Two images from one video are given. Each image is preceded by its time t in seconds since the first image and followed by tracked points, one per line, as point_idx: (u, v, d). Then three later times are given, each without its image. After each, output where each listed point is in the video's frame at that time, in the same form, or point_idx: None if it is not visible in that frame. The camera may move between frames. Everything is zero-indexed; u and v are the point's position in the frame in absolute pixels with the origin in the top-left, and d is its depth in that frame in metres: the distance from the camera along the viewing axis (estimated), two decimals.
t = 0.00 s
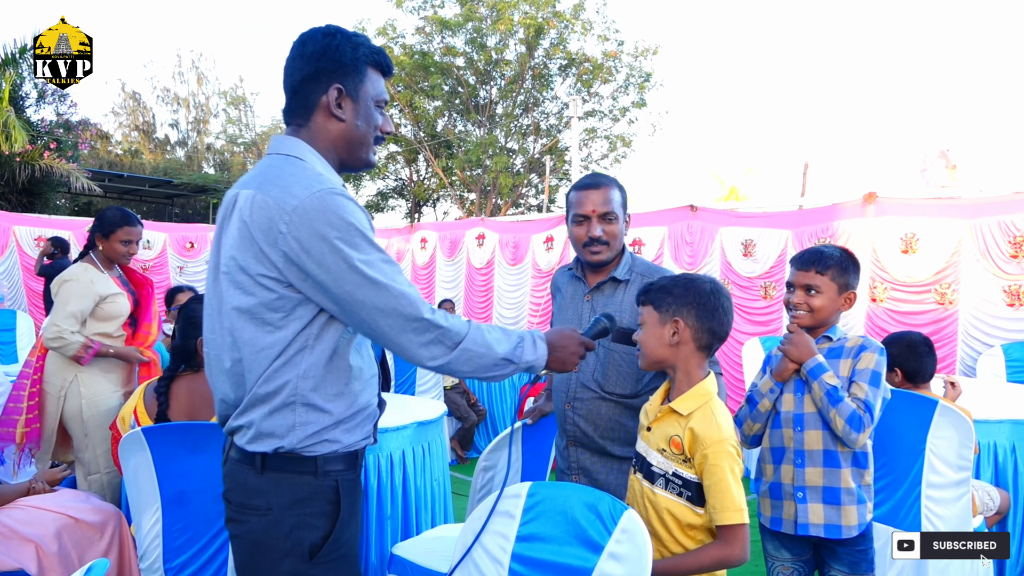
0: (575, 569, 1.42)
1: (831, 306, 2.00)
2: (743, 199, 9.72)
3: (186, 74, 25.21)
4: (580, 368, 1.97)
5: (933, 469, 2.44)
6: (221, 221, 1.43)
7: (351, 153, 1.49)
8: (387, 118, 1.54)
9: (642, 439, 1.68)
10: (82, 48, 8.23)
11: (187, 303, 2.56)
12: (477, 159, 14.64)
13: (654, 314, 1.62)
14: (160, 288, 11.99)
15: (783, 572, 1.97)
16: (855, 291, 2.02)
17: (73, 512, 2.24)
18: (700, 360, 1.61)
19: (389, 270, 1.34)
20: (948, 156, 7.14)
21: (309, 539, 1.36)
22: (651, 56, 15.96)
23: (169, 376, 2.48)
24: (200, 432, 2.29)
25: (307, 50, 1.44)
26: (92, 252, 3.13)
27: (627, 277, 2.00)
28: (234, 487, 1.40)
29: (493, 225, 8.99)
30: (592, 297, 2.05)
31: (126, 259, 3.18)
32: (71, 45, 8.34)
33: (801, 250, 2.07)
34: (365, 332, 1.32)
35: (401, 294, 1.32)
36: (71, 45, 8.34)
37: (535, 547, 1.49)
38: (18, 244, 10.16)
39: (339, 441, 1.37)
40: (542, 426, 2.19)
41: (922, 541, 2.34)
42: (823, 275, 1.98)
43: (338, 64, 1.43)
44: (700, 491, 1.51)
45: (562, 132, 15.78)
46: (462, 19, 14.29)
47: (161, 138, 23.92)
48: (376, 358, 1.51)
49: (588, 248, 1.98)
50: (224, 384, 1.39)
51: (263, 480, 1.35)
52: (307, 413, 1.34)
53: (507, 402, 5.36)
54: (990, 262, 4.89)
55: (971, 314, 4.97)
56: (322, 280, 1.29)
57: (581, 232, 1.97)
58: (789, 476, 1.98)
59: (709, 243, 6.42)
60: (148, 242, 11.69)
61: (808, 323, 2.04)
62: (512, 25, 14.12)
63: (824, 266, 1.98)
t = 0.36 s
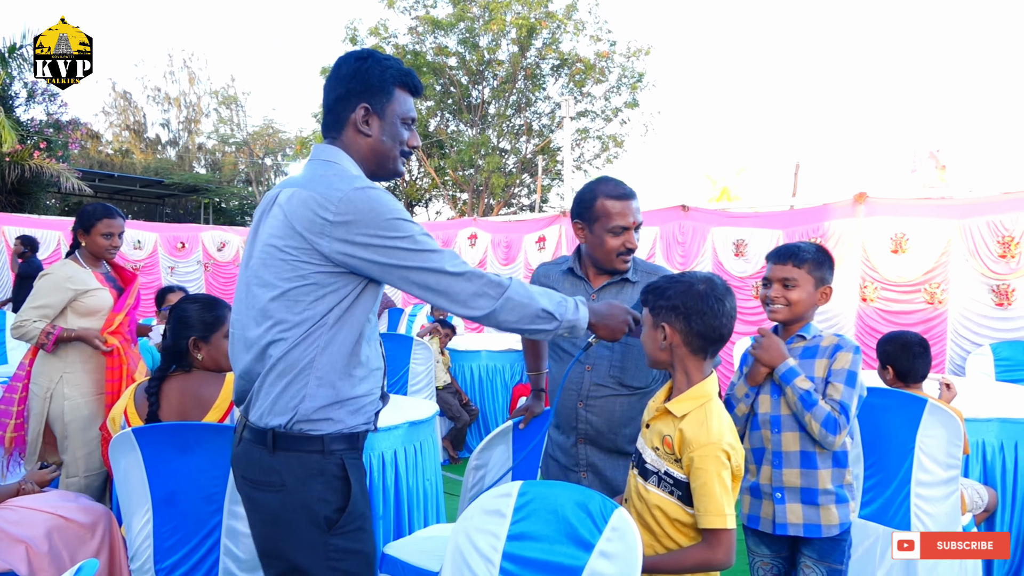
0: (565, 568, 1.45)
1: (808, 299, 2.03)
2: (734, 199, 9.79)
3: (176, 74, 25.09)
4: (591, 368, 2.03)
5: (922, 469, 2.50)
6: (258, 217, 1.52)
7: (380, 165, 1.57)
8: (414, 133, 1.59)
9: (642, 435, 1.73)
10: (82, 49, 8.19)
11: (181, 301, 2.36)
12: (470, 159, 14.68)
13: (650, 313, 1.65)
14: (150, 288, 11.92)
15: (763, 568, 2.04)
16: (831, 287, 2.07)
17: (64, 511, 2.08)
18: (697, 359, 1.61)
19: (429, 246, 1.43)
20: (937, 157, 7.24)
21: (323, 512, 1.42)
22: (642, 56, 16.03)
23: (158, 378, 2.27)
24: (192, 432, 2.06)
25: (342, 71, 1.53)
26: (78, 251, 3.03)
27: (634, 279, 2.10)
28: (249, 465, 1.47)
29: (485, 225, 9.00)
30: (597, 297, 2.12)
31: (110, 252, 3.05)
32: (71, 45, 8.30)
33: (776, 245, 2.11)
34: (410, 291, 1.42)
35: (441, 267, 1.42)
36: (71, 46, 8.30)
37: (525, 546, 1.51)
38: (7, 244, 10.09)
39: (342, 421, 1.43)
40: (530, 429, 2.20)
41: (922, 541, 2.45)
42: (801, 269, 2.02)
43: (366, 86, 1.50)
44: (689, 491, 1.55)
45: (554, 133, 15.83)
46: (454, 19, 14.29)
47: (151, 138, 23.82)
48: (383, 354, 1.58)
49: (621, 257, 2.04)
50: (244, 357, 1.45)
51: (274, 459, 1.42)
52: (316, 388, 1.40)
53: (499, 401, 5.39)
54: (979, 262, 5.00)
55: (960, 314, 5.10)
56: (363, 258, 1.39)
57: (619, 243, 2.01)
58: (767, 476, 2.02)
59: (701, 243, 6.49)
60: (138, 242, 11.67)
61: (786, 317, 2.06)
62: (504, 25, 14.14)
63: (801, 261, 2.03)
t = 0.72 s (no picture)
0: (556, 564, 1.46)
1: (781, 296, 2.02)
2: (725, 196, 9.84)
3: (165, 71, 24.90)
4: (616, 365, 2.06)
5: (910, 464, 2.54)
6: (274, 214, 1.57)
7: (387, 166, 1.59)
8: (421, 134, 1.60)
9: (632, 430, 1.76)
10: (82, 48, 8.06)
11: (172, 299, 2.35)
12: (461, 156, 14.67)
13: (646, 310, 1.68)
14: (140, 286, 11.84)
15: (746, 564, 2.05)
16: (808, 282, 2.03)
17: (52, 510, 2.02)
18: (693, 358, 1.63)
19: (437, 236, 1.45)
20: (926, 154, 7.31)
21: (345, 495, 1.44)
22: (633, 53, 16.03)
23: (150, 377, 2.27)
24: (181, 430, 2.07)
25: (350, 77, 1.55)
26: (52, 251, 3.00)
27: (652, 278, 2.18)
28: (263, 456, 1.49)
29: (476, 222, 9.00)
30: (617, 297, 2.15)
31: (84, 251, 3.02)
32: (71, 45, 8.13)
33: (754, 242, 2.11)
34: (419, 280, 1.45)
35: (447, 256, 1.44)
36: (71, 45, 8.13)
37: (516, 543, 1.52)
38: None
39: (352, 408, 1.46)
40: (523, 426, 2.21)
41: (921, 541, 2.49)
42: (775, 263, 2.02)
43: (373, 90, 1.52)
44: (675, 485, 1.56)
45: (545, 130, 15.83)
46: (445, 16, 14.24)
47: (140, 136, 23.65)
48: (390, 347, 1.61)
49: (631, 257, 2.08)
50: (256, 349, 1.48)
51: (290, 449, 1.44)
52: (327, 375, 1.42)
53: (490, 398, 5.39)
54: (968, 258, 5.06)
55: (948, 308, 5.16)
56: (373, 248, 1.42)
57: (628, 243, 2.06)
58: (743, 477, 2.05)
59: (692, 241, 6.53)
60: (128, 240, 11.60)
61: (758, 314, 2.05)
62: (495, 22, 14.12)
63: (776, 255, 2.02)
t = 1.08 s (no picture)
0: (542, 558, 1.46)
1: (751, 295, 1.93)
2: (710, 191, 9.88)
3: (148, 62, 24.56)
4: (614, 351, 2.08)
5: (893, 457, 2.56)
6: (270, 210, 1.55)
7: (382, 157, 1.57)
8: (417, 128, 1.59)
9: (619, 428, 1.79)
10: (82, 51, 7.45)
11: (158, 292, 2.32)
12: (448, 151, 14.63)
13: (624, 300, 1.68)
14: (123, 281, 11.70)
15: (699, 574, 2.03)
16: (782, 284, 1.93)
17: (32, 506, 1.99)
18: (656, 355, 1.59)
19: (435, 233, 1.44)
20: (910, 151, 7.37)
21: (355, 489, 1.44)
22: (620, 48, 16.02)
23: (138, 369, 2.21)
24: (165, 424, 2.03)
25: (349, 65, 1.52)
26: (29, 248, 3.00)
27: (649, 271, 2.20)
28: (273, 450, 1.47)
29: (463, 216, 8.95)
30: (614, 285, 2.17)
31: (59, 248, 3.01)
32: (71, 46, 7.57)
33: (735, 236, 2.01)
34: (412, 281, 1.43)
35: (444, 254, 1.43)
36: (70, 46, 7.56)
37: (502, 537, 1.52)
38: None
39: (365, 401, 1.46)
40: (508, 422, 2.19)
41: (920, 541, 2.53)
42: (749, 259, 1.93)
43: (371, 79, 1.50)
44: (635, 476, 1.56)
45: (532, 124, 15.81)
46: (431, 9, 14.14)
47: (123, 128, 23.34)
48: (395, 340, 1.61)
49: (621, 246, 2.10)
50: (262, 346, 1.47)
51: (301, 441, 1.42)
52: (338, 369, 1.42)
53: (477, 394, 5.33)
54: (950, 254, 5.10)
55: (931, 305, 5.20)
56: (369, 246, 1.40)
57: (619, 233, 2.08)
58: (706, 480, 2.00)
59: (678, 235, 6.54)
60: (111, 234, 11.25)
61: (728, 312, 1.97)
62: (482, 16, 14.05)
63: (751, 252, 1.94)
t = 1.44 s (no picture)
0: (533, 548, 1.46)
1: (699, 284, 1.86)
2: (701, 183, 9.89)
3: (136, 51, 24.26)
4: (598, 339, 2.07)
5: (882, 448, 2.58)
6: (271, 203, 1.53)
7: (386, 145, 1.56)
8: (422, 118, 1.58)
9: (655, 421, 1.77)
10: (82, 51, 7.25)
11: (148, 282, 2.30)
12: (438, 142, 14.57)
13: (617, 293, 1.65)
14: (112, 271, 11.62)
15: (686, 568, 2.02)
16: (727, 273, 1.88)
17: (21, 499, 1.96)
18: (655, 349, 1.55)
19: (436, 236, 1.41)
20: (900, 143, 7.39)
21: (367, 488, 1.46)
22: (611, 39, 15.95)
23: (126, 359, 2.19)
24: (153, 415, 2.01)
25: (361, 45, 1.49)
26: (15, 236, 2.95)
27: (639, 260, 2.15)
28: (293, 445, 1.47)
29: (453, 207, 8.90)
30: (603, 274, 2.15)
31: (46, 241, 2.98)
32: (71, 46, 7.36)
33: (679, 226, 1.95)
34: (406, 292, 1.39)
35: (445, 260, 1.40)
36: (71, 46, 7.35)
37: (493, 528, 1.51)
38: None
39: (386, 397, 1.48)
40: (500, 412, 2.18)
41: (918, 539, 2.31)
42: (694, 249, 1.85)
43: (385, 63, 1.47)
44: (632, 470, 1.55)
45: (523, 115, 15.76)
46: None
47: (111, 118, 23.09)
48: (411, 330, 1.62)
49: (606, 233, 2.09)
50: (277, 345, 1.48)
51: (320, 437, 1.44)
52: (359, 369, 1.44)
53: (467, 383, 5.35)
54: (939, 246, 5.11)
55: (920, 297, 5.23)
56: (367, 248, 1.37)
57: (602, 219, 2.08)
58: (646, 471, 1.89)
59: (669, 227, 6.54)
60: (99, 223, 11.41)
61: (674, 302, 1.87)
62: (473, 6, 13.94)
63: (696, 241, 1.86)
